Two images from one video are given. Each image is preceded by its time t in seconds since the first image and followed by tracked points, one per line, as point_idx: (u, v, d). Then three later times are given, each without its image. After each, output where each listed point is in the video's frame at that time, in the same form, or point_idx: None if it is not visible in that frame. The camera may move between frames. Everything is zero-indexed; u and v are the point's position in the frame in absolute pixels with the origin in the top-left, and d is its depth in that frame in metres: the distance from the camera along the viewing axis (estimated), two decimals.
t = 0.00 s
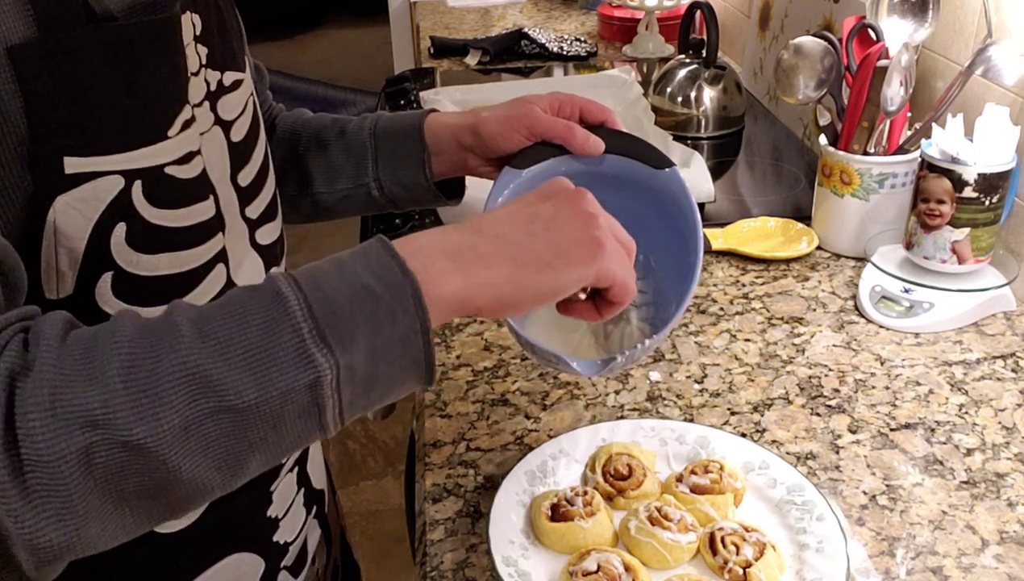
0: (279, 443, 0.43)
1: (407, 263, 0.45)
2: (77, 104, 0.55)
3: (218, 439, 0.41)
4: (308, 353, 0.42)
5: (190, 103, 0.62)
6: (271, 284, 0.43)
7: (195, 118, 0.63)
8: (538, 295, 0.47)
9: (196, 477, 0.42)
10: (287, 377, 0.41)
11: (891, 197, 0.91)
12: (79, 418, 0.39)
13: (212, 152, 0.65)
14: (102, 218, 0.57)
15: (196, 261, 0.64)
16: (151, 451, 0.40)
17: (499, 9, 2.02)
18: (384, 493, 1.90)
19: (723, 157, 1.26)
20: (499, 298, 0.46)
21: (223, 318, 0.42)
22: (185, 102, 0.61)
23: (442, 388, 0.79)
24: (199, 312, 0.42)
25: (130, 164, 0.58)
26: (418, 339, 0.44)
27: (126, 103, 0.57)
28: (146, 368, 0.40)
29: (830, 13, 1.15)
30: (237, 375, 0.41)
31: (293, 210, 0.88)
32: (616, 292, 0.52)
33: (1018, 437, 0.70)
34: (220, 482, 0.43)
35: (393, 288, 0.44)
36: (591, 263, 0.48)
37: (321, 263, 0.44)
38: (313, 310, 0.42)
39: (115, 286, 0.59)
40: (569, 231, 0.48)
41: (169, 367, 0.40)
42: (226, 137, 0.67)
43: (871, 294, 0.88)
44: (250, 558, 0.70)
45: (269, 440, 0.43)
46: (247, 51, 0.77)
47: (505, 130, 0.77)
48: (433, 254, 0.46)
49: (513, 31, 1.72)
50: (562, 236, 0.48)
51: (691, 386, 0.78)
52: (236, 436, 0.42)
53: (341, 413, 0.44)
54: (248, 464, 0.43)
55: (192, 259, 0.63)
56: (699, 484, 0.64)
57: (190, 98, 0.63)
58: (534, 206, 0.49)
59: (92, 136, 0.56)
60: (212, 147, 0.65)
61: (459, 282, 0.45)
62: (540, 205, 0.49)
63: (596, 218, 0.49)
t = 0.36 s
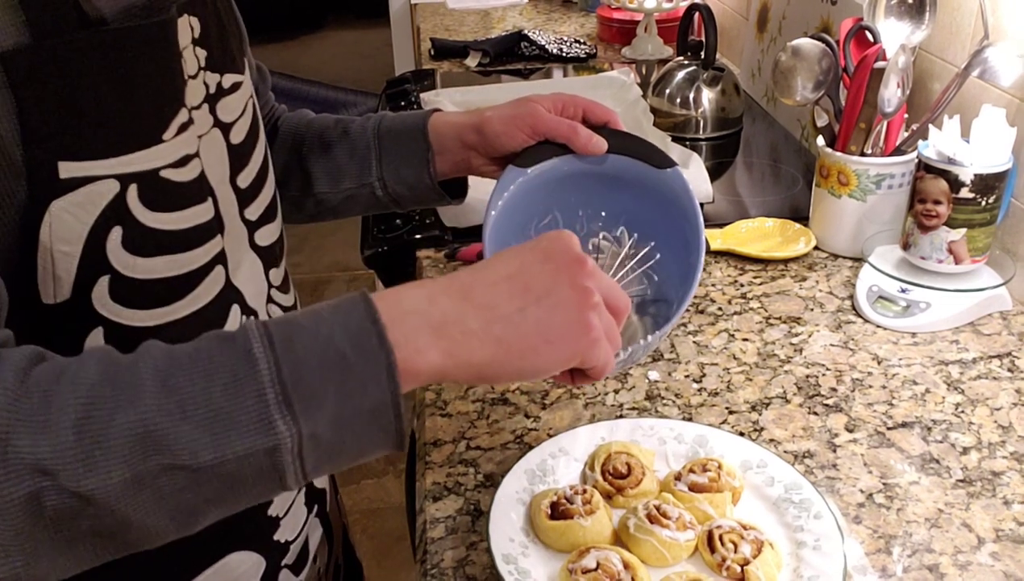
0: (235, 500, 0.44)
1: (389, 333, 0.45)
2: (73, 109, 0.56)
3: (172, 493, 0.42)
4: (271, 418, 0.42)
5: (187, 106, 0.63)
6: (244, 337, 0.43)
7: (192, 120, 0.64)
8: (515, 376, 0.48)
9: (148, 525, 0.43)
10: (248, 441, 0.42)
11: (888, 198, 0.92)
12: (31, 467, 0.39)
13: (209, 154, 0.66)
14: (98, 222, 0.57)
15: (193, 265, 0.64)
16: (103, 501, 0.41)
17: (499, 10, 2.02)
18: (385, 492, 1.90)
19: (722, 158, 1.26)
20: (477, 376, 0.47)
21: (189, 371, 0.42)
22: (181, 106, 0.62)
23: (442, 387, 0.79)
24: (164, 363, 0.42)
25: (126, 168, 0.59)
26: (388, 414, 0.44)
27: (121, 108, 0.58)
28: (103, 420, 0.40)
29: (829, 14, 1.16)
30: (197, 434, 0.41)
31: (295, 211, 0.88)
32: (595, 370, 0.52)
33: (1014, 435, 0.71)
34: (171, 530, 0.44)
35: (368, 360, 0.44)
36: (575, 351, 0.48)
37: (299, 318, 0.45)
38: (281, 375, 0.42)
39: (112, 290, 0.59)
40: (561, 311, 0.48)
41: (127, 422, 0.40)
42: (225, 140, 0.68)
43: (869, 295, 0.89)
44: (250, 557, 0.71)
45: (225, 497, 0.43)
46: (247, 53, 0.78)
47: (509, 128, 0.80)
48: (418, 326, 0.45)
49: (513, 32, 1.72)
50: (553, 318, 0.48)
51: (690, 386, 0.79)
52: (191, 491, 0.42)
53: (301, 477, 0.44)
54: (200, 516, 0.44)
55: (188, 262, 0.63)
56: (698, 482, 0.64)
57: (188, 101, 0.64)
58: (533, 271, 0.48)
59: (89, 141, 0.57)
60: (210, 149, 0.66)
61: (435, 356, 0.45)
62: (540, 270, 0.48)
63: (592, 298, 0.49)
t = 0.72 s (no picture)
0: (199, 519, 0.44)
1: (363, 351, 0.45)
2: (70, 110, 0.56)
3: (132, 513, 0.42)
4: (231, 439, 0.42)
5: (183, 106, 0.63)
6: (206, 353, 0.43)
7: (189, 119, 0.64)
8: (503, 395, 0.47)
9: (110, 543, 0.43)
10: (208, 462, 0.42)
11: (889, 198, 0.92)
12: None
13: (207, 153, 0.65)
14: (95, 222, 0.57)
15: (190, 265, 0.63)
16: (60, 520, 0.41)
17: (499, 9, 2.02)
18: (385, 492, 1.90)
19: (722, 158, 1.26)
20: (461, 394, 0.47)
21: (148, 387, 0.42)
22: (177, 105, 0.62)
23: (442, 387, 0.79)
24: (123, 378, 0.42)
25: (122, 168, 0.58)
26: (360, 436, 0.44)
27: (119, 108, 0.58)
28: (55, 439, 0.40)
29: (829, 14, 1.16)
30: (154, 455, 0.41)
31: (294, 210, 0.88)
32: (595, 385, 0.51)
33: (1015, 436, 0.71)
34: (134, 548, 0.44)
35: (338, 378, 0.44)
36: (567, 368, 0.48)
37: (268, 330, 0.44)
38: (242, 395, 0.42)
39: (110, 290, 0.59)
40: (552, 325, 0.48)
41: (80, 441, 0.41)
42: (223, 138, 0.68)
43: (869, 295, 0.89)
44: (250, 557, 0.70)
45: (188, 516, 0.44)
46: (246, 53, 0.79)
47: (510, 126, 0.81)
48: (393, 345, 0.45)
49: (513, 32, 1.72)
50: (544, 334, 0.47)
51: (690, 386, 0.79)
52: (150, 511, 0.42)
53: (267, 498, 0.44)
54: (164, 535, 0.44)
55: (185, 262, 0.63)
56: (699, 483, 0.64)
57: (185, 100, 0.64)
58: (527, 283, 0.48)
59: (87, 141, 0.56)
60: (208, 148, 0.66)
61: (414, 376, 0.45)
62: (534, 281, 0.48)
63: (588, 312, 0.48)
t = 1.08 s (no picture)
0: (177, 555, 0.44)
1: (359, 393, 0.45)
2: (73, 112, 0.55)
3: (109, 546, 0.42)
4: (221, 474, 0.43)
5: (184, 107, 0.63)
6: (206, 385, 0.44)
7: (189, 121, 0.64)
8: (492, 450, 0.47)
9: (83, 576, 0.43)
10: (194, 496, 0.42)
11: (889, 198, 0.92)
12: None
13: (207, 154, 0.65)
14: (99, 223, 0.57)
15: (191, 265, 0.63)
16: (36, 548, 0.41)
17: (499, 9, 2.02)
18: (384, 492, 1.90)
19: (722, 158, 1.26)
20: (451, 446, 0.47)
21: (143, 416, 0.43)
22: (178, 107, 0.62)
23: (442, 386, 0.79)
24: (119, 406, 0.43)
25: (125, 169, 0.58)
26: (349, 480, 0.44)
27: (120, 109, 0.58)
28: (43, 461, 0.41)
29: (829, 14, 1.16)
30: (141, 485, 0.42)
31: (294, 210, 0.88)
32: (594, 450, 0.50)
33: (1015, 436, 0.71)
34: None
35: (333, 421, 0.44)
36: (558, 426, 0.47)
37: (268, 369, 0.45)
38: (237, 429, 0.43)
39: (114, 290, 0.59)
40: (545, 382, 0.47)
41: (68, 467, 0.41)
42: (223, 139, 0.68)
43: (870, 295, 0.89)
44: (252, 555, 0.70)
45: (166, 551, 0.43)
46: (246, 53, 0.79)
47: (502, 115, 0.82)
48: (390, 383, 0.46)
49: (512, 33, 1.72)
50: (536, 391, 0.47)
51: (690, 386, 0.79)
52: (130, 544, 0.42)
53: (249, 538, 0.44)
54: (138, 569, 0.44)
55: (186, 263, 0.63)
56: (699, 483, 0.64)
57: (186, 101, 0.64)
58: (522, 342, 0.49)
59: (90, 143, 0.56)
60: (208, 148, 0.66)
61: (405, 423, 0.46)
62: (529, 340, 0.49)
63: (583, 371, 0.48)
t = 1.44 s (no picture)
0: (196, 539, 0.44)
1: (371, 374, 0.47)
2: (73, 111, 0.55)
3: (130, 529, 0.42)
4: (241, 454, 0.43)
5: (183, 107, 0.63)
6: (222, 371, 0.45)
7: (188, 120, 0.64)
8: (504, 423, 0.48)
9: (103, 562, 0.43)
10: (215, 476, 0.43)
11: (889, 198, 0.92)
12: None
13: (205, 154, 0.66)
14: (101, 223, 0.57)
15: (191, 264, 0.63)
16: (58, 532, 0.41)
17: (499, 9, 2.02)
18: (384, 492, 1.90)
19: (722, 158, 1.26)
20: (465, 421, 0.47)
21: (162, 401, 0.43)
22: (177, 106, 0.62)
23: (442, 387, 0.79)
24: (136, 393, 0.44)
25: (126, 169, 0.58)
26: (365, 458, 0.45)
27: (121, 109, 0.58)
28: (64, 444, 0.41)
29: (829, 14, 1.16)
30: (162, 467, 0.42)
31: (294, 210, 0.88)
32: (603, 420, 0.51)
33: (1015, 436, 0.71)
34: (123, 570, 0.44)
35: (349, 399, 0.45)
36: (566, 393, 0.48)
37: (281, 357, 0.47)
38: (255, 410, 0.44)
39: (115, 289, 0.59)
40: (546, 354, 0.49)
41: (90, 450, 0.41)
42: (221, 139, 0.68)
43: (870, 295, 0.89)
44: (253, 555, 0.70)
45: (186, 534, 0.44)
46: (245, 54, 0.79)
47: (489, 107, 0.83)
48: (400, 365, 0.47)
49: (512, 33, 1.72)
50: (539, 362, 0.49)
51: (690, 386, 0.79)
52: (150, 527, 0.43)
53: (267, 518, 0.45)
54: (158, 555, 0.44)
55: (186, 262, 0.63)
56: (698, 483, 0.64)
57: (184, 101, 0.64)
58: (520, 325, 0.51)
59: (90, 142, 0.56)
60: (206, 148, 0.66)
61: (415, 397, 0.47)
62: (527, 323, 0.51)
63: (580, 342, 0.50)
